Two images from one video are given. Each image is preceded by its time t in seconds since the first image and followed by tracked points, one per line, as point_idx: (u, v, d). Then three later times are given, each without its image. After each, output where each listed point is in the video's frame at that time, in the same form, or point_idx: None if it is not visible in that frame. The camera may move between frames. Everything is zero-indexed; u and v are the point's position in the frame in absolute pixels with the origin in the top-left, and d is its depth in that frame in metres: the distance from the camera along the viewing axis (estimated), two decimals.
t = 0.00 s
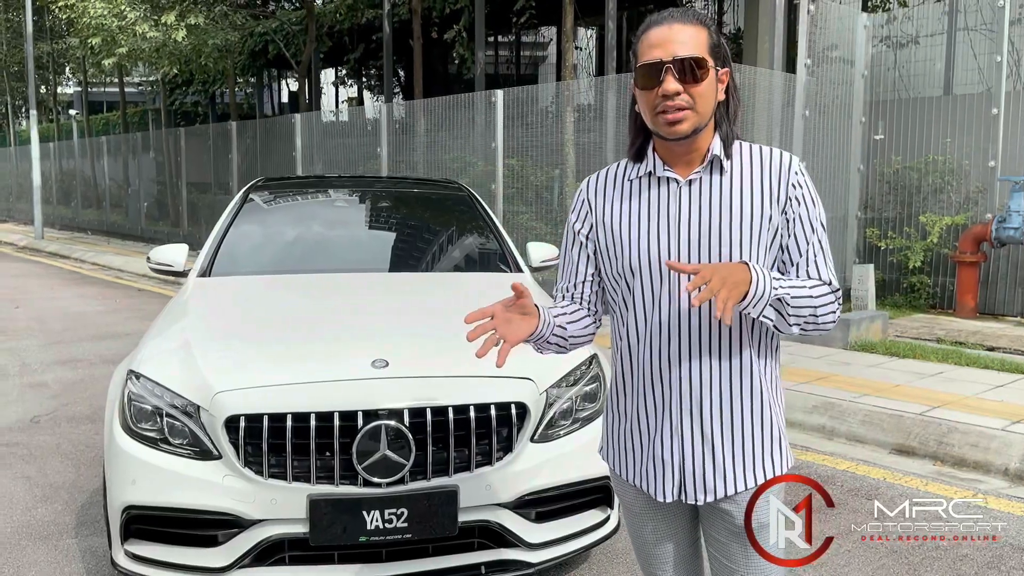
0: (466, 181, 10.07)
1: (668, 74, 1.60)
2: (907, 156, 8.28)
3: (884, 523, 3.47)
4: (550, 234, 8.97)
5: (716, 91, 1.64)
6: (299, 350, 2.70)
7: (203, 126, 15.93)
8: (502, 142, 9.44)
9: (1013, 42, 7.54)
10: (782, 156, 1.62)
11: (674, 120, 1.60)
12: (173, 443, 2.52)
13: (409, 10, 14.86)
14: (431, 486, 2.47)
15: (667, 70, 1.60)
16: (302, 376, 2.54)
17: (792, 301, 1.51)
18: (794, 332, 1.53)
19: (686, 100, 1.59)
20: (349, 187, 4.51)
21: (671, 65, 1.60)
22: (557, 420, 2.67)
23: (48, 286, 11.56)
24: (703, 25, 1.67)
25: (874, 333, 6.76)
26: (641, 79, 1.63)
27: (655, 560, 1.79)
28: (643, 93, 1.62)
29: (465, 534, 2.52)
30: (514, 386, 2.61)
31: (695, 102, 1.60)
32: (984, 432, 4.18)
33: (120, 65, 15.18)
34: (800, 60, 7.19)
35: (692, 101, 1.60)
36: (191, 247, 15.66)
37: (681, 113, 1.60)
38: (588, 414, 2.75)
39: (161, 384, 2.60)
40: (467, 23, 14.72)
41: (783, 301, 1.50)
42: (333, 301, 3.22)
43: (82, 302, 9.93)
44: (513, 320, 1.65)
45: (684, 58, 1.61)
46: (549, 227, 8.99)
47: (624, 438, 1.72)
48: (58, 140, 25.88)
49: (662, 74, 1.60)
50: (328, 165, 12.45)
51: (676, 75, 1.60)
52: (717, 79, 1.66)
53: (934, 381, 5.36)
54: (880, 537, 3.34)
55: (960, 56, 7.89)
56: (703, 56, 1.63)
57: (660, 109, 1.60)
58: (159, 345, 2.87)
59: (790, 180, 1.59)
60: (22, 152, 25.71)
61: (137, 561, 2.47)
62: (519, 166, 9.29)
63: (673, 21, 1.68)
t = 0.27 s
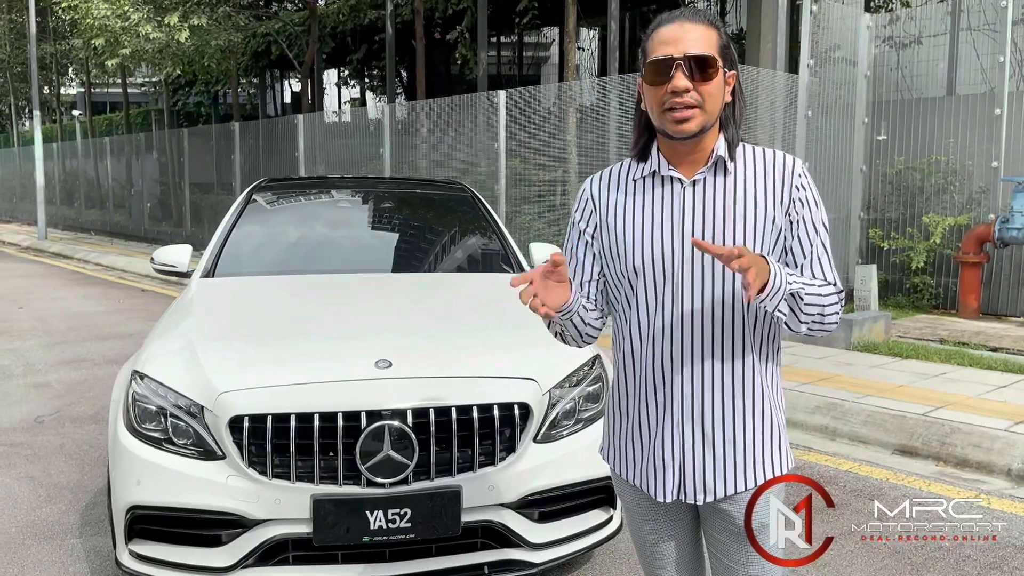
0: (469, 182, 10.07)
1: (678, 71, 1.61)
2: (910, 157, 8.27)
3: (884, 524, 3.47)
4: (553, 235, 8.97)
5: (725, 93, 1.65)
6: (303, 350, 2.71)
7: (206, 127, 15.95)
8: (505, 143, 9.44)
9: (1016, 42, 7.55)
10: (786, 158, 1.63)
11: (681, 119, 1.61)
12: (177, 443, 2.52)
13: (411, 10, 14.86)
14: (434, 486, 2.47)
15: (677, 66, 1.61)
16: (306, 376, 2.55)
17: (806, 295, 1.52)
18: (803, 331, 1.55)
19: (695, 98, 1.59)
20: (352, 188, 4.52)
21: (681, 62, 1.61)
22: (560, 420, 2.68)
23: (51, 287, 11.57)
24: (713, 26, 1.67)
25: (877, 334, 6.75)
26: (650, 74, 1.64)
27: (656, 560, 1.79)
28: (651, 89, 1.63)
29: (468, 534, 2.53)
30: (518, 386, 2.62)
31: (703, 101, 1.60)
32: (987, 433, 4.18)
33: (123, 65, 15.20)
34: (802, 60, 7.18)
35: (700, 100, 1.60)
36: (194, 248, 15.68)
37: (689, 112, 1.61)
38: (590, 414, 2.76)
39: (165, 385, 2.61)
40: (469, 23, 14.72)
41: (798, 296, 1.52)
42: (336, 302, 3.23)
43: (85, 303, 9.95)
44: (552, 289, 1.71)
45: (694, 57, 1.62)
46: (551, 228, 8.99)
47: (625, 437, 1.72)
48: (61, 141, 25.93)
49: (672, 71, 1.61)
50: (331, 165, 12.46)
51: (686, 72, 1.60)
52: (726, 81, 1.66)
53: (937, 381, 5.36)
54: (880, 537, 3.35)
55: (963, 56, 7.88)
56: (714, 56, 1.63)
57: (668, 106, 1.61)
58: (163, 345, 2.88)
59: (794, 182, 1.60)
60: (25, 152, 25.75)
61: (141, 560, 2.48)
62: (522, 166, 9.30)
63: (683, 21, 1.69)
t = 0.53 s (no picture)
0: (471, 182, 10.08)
1: (687, 76, 1.60)
2: (913, 157, 8.27)
3: (884, 523, 3.47)
4: (556, 235, 8.98)
5: (731, 97, 1.65)
6: (306, 350, 2.71)
7: (209, 127, 15.97)
8: (507, 143, 9.45)
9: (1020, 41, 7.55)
10: (792, 162, 1.64)
11: (689, 121, 1.61)
12: (181, 443, 2.53)
13: (414, 11, 14.88)
14: (437, 486, 2.48)
15: (686, 71, 1.61)
16: (310, 376, 2.55)
17: (816, 305, 1.54)
18: (809, 336, 1.55)
19: (703, 101, 1.60)
20: (355, 188, 4.53)
21: (690, 67, 1.61)
22: (563, 420, 2.68)
23: (54, 287, 11.59)
24: (720, 30, 1.68)
25: (879, 334, 6.75)
26: (659, 77, 1.63)
27: (660, 561, 1.79)
28: (659, 93, 1.63)
29: (471, 534, 2.54)
30: (521, 386, 2.62)
31: (710, 105, 1.60)
32: (991, 433, 4.18)
33: (126, 66, 15.23)
34: (805, 61, 7.18)
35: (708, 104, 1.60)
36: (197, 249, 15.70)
37: (696, 115, 1.61)
38: (593, 414, 2.76)
39: (169, 385, 2.62)
40: (472, 24, 14.74)
41: (809, 306, 1.52)
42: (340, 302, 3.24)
43: (88, 303, 9.97)
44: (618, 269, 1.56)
45: (703, 61, 1.61)
46: (554, 228, 8.99)
47: (630, 437, 1.72)
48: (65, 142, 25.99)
49: (681, 76, 1.60)
50: (333, 165, 12.48)
51: (695, 77, 1.60)
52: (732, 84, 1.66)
53: (940, 381, 5.35)
54: (880, 537, 3.35)
55: (966, 56, 7.89)
56: (722, 61, 1.63)
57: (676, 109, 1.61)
58: (166, 345, 2.88)
59: (800, 185, 1.61)
60: (28, 152, 25.79)
61: (145, 560, 2.49)
62: (524, 167, 9.30)
63: (691, 23, 1.69)
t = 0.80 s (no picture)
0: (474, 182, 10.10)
1: (694, 71, 1.62)
2: (916, 157, 8.27)
3: (884, 523, 3.48)
4: (559, 235, 8.99)
5: (737, 96, 1.67)
6: (310, 350, 2.72)
7: (212, 128, 16.01)
8: (510, 143, 9.46)
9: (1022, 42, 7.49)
10: (795, 162, 1.65)
11: (697, 118, 1.62)
12: (187, 443, 2.54)
13: (417, 11, 14.91)
14: (441, 485, 2.49)
15: (693, 67, 1.63)
16: (314, 376, 2.56)
17: (815, 308, 1.55)
18: (808, 336, 1.57)
19: (711, 97, 1.61)
20: (358, 188, 4.54)
21: (697, 62, 1.63)
22: (566, 419, 2.69)
23: (59, 287, 11.62)
24: (726, 29, 1.69)
25: (882, 334, 6.75)
26: (666, 76, 1.65)
27: (668, 561, 1.80)
28: (667, 89, 1.64)
29: (475, 533, 2.55)
30: (525, 385, 2.63)
31: (718, 101, 1.62)
32: (994, 433, 4.18)
33: (130, 66, 15.27)
34: (808, 61, 7.18)
35: (716, 99, 1.61)
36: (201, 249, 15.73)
37: (704, 110, 1.62)
38: (597, 414, 2.77)
39: (174, 384, 2.63)
40: (475, 24, 14.77)
41: (808, 307, 1.53)
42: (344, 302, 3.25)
43: (93, 303, 10.00)
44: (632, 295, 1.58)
45: (710, 57, 1.63)
46: (557, 229, 9.00)
47: (640, 439, 1.72)
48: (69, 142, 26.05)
49: (689, 71, 1.62)
50: (336, 166, 12.50)
51: (702, 72, 1.62)
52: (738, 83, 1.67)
53: (943, 381, 5.36)
54: (880, 537, 3.35)
55: (969, 56, 7.88)
56: (729, 57, 1.65)
57: (684, 105, 1.62)
58: (172, 345, 2.89)
59: (804, 186, 1.63)
60: (33, 153, 25.88)
61: (151, 558, 2.50)
62: (527, 167, 9.32)
63: (698, 22, 1.70)
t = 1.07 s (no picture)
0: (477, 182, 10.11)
1: (695, 69, 1.62)
2: (919, 157, 8.26)
3: (884, 523, 3.48)
4: (562, 235, 8.99)
5: (739, 94, 1.67)
6: (314, 350, 2.73)
7: (215, 128, 16.02)
8: (513, 143, 9.47)
9: None
10: (800, 160, 1.64)
11: (699, 117, 1.62)
12: (191, 442, 2.55)
13: (420, 11, 14.92)
14: (445, 485, 2.49)
15: (694, 64, 1.63)
16: (317, 376, 2.57)
17: (821, 298, 1.54)
18: (815, 332, 1.56)
19: (712, 94, 1.61)
20: (361, 188, 4.55)
21: (698, 60, 1.63)
22: (569, 419, 2.69)
23: (63, 287, 11.65)
24: (726, 28, 1.70)
25: (886, 334, 6.75)
26: (667, 75, 1.66)
27: (673, 561, 1.80)
28: (668, 89, 1.65)
29: (479, 533, 2.55)
30: (528, 385, 2.63)
31: (720, 97, 1.62)
32: (997, 433, 4.17)
33: (133, 66, 15.29)
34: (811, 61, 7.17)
35: (717, 97, 1.61)
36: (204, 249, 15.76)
37: (705, 108, 1.62)
38: (600, 414, 2.78)
39: (179, 384, 2.64)
40: (478, 24, 14.78)
41: (813, 298, 1.53)
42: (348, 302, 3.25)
43: (96, 302, 10.01)
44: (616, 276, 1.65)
45: (710, 55, 1.64)
46: (560, 228, 9.00)
47: (646, 439, 1.73)
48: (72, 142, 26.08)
49: (689, 69, 1.63)
50: (339, 165, 12.51)
51: (703, 70, 1.62)
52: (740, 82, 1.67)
53: (946, 381, 5.35)
54: (881, 537, 3.35)
55: (972, 56, 7.87)
56: (729, 55, 1.65)
57: (685, 104, 1.62)
58: (176, 345, 2.90)
59: (809, 184, 1.62)
60: (36, 152, 25.92)
61: (155, 558, 2.51)
62: (530, 166, 9.32)
63: (698, 22, 1.71)
